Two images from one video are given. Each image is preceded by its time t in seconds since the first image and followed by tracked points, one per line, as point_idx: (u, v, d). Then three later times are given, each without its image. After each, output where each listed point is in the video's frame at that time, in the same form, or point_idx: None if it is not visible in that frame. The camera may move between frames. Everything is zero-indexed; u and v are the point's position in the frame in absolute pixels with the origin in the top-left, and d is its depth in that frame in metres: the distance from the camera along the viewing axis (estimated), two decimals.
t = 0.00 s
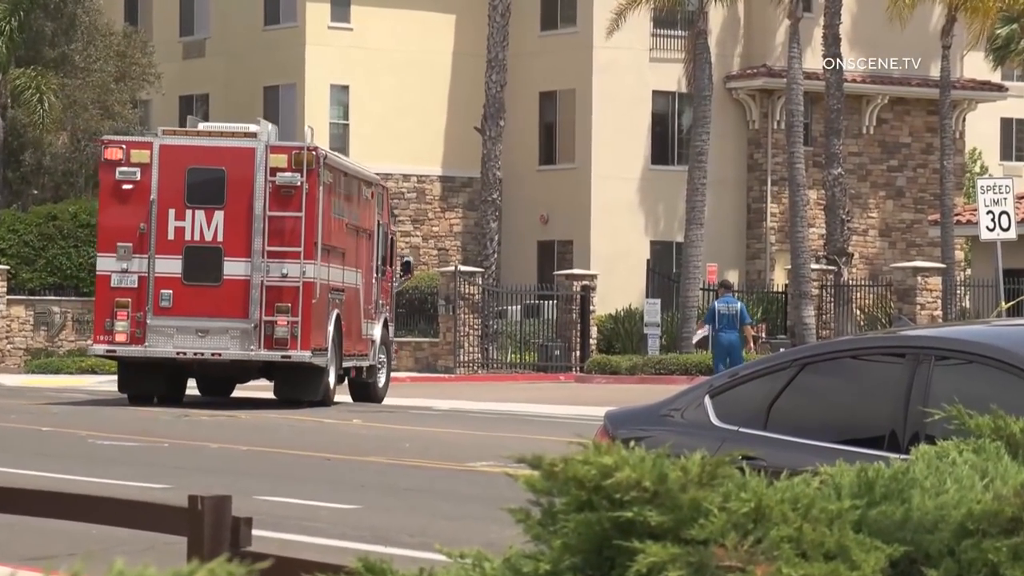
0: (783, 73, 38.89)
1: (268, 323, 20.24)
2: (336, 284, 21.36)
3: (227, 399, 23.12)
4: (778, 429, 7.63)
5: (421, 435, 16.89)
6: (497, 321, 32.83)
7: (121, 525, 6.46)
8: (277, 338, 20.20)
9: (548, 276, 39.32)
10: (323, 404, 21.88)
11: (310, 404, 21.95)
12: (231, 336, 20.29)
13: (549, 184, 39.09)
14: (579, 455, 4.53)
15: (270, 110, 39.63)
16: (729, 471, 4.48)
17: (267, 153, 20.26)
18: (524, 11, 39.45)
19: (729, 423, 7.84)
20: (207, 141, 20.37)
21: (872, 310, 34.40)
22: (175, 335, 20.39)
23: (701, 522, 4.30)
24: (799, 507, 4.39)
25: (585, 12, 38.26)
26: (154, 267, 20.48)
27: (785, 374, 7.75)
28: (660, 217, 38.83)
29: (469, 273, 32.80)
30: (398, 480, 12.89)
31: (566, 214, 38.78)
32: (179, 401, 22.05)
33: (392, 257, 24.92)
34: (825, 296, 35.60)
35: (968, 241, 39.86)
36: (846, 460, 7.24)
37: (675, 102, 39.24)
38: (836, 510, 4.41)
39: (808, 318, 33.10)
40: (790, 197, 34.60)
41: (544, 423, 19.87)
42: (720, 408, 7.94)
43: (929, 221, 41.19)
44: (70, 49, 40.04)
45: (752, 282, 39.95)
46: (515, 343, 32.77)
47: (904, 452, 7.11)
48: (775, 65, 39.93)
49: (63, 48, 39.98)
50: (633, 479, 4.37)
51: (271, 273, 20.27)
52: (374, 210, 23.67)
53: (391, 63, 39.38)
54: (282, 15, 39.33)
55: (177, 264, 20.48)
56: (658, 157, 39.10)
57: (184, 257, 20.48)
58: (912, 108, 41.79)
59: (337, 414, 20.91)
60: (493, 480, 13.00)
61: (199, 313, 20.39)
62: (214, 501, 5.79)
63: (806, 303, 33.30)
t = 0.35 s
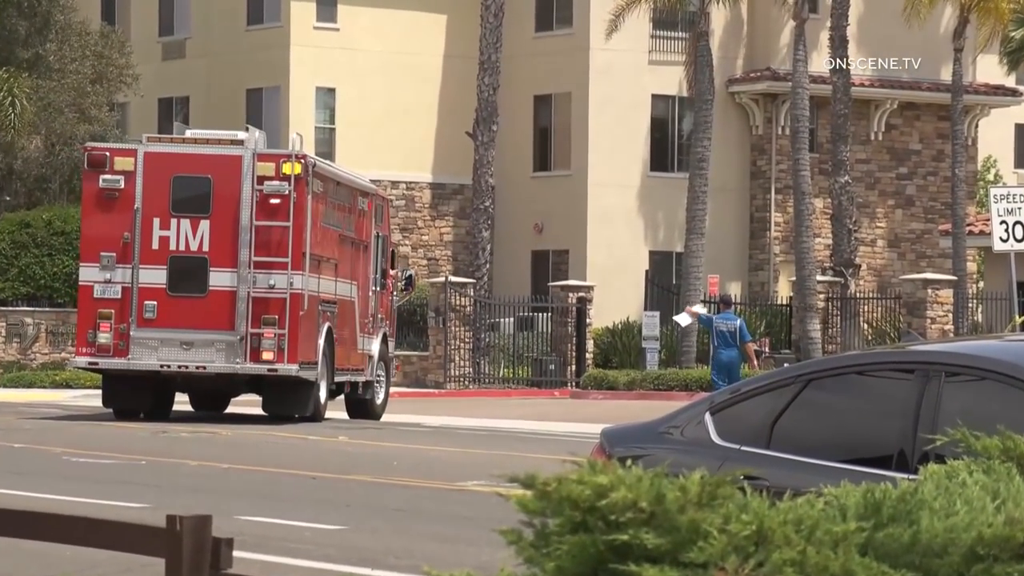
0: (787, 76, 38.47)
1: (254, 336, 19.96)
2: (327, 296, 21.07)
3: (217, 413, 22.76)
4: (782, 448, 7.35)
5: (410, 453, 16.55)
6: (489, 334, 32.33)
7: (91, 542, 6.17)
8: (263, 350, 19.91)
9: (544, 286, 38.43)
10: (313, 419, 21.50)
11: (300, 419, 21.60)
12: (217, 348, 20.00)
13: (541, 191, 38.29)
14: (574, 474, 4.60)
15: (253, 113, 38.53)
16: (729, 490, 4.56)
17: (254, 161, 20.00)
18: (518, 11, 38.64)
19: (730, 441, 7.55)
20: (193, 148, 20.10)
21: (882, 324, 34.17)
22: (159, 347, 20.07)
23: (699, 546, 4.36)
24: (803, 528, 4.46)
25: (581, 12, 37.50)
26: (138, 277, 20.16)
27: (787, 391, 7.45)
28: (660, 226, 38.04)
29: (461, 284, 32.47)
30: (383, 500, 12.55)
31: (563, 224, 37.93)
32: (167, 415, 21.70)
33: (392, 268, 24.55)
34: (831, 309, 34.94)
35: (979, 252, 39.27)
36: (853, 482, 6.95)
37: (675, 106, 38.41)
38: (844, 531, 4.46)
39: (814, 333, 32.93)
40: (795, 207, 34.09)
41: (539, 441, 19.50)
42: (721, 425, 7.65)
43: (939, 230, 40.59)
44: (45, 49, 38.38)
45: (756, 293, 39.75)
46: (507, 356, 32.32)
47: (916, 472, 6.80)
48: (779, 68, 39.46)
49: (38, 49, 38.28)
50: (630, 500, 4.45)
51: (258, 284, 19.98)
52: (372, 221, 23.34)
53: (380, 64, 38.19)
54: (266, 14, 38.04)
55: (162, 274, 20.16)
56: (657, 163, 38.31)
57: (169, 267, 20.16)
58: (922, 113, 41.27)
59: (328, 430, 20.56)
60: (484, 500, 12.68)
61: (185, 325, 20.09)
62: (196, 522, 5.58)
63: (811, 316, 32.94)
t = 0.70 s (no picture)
0: (816, 73, 36.90)
1: (256, 347, 19.60)
2: (335, 305, 20.69)
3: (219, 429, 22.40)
4: (811, 466, 6.99)
5: (416, 471, 16.14)
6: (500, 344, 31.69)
7: (72, 564, 5.89)
8: (266, 361, 19.55)
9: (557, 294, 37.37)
10: (318, 434, 21.09)
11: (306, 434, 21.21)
12: (217, 359, 19.63)
13: (556, 194, 36.97)
14: (590, 494, 5.00)
15: (250, 110, 37.21)
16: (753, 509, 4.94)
17: (257, 163, 19.65)
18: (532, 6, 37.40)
19: (755, 458, 7.19)
20: (194, 151, 19.76)
21: (915, 334, 32.85)
22: (158, 358, 19.71)
23: (722, 565, 4.71)
24: (830, 549, 4.80)
25: (598, 6, 36.20)
26: (135, 285, 19.81)
27: (816, 406, 7.07)
28: (683, 228, 36.76)
29: (470, 292, 31.78)
30: (389, 521, 12.19)
31: (578, 225, 36.50)
32: (167, 430, 21.33)
33: (408, 278, 24.32)
34: (862, 319, 33.69)
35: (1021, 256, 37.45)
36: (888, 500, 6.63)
37: (697, 103, 37.10)
38: (876, 552, 4.79)
39: (844, 344, 31.38)
40: (824, 211, 33.13)
41: (550, 458, 19.04)
42: (744, 442, 7.28)
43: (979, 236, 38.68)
44: (30, 43, 36.87)
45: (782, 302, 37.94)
46: (520, 369, 31.56)
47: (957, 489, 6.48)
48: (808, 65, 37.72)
49: (22, 41, 36.77)
50: (649, 520, 4.83)
51: (261, 292, 19.62)
52: (384, 228, 23.04)
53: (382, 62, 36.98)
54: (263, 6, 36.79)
55: (160, 282, 19.81)
56: (678, 164, 37.02)
57: (168, 274, 19.82)
58: (960, 110, 39.43)
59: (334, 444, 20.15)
60: (493, 520, 12.32)
61: (184, 335, 19.73)
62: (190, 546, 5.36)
63: (841, 327, 31.42)
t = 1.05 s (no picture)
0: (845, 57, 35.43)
1: (245, 351, 19.12)
2: (331, 307, 20.21)
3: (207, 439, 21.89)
4: (841, 476, 6.64)
5: (414, 484, 15.63)
6: (505, 348, 31.19)
7: None
8: (256, 367, 19.08)
9: (567, 293, 36.02)
10: (314, 443, 20.57)
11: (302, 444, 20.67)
12: (203, 363, 19.14)
13: (567, 184, 35.86)
14: (598, 508, 5.01)
15: (236, 96, 36.41)
16: (775, 525, 4.96)
17: (245, 154, 19.19)
18: None
19: (781, 467, 6.83)
20: (178, 141, 19.30)
21: (950, 336, 31.63)
22: (140, 363, 19.21)
23: None
24: (860, 565, 4.81)
25: None
26: (115, 285, 19.31)
27: (846, 412, 6.69)
28: (701, 224, 35.74)
29: (473, 293, 31.16)
30: (384, 537, 11.69)
31: (585, 221, 35.57)
32: (150, 442, 20.81)
33: (412, 279, 23.79)
34: (895, 320, 32.79)
35: None
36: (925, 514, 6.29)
37: (717, 88, 36.05)
38: (908, 566, 4.79)
39: (877, 347, 30.78)
40: (855, 203, 31.98)
41: (556, 470, 18.46)
42: (767, 451, 6.90)
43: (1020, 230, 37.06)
44: None
45: (808, 302, 36.37)
46: (526, 375, 31.19)
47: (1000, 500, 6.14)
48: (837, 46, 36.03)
49: None
50: (664, 536, 4.86)
51: (251, 293, 19.14)
52: (386, 224, 22.53)
53: (386, 42, 36.25)
54: None
55: (143, 282, 19.32)
56: (697, 153, 35.90)
57: (151, 274, 19.35)
58: (1002, 96, 37.84)
59: (329, 454, 19.61)
60: (495, 537, 11.82)
61: (168, 338, 19.24)
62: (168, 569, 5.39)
63: (873, 329, 31.00)
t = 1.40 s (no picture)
0: (857, 28, 35.01)
1: (217, 350, 18.63)
2: (310, 303, 19.71)
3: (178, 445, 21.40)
4: (855, 482, 6.73)
5: (396, 493, 15.15)
6: (492, 347, 30.65)
7: None
8: (229, 367, 18.59)
9: (560, 286, 35.59)
10: (293, 448, 20.07)
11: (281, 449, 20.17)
12: (171, 364, 18.66)
13: (554, 163, 35.48)
14: (592, 518, 5.53)
15: (198, 71, 35.61)
16: (778, 535, 5.45)
17: (216, 139, 18.68)
18: None
19: (792, 472, 6.91)
20: (143, 125, 18.77)
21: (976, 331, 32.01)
22: (105, 363, 18.71)
23: None
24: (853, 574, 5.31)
25: None
26: (78, 280, 18.77)
27: (859, 413, 6.78)
28: (704, 212, 35.11)
29: (456, 287, 30.59)
30: (361, 552, 11.20)
31: (578, 212, 35.12)
32: (117, 448, 20.30)
33: (397, 278, 23.29)
34: (916, 315, 32.24)
35: None
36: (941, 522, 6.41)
37: (720, 64, 35.45)
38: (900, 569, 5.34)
39: (893, 343, 29.59)
40: (869, 191, 30.99)
41: (546, 477, 17.98)
42: (775, 457, 7.00)
43: None
44: None
45: (819, 294, 36.04)
46: (515, 376, 30.69)
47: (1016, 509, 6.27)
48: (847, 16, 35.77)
49: None
50: (662, 547, 5.36)
51: (224, 289, 18.64)
52: (369, 214, 22.00)
53: (365, 17, 35.61)
54: None
55: (106, 277, 18.79)
56: (700, 135, 35.36)
57: (115, 268, 18.81)
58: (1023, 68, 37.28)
59: (309, 461, 19.11)
60: (477, 551, 11.35)
61: (134, 337, 18.75)
62: None
63: (889, 324, 29.72)
